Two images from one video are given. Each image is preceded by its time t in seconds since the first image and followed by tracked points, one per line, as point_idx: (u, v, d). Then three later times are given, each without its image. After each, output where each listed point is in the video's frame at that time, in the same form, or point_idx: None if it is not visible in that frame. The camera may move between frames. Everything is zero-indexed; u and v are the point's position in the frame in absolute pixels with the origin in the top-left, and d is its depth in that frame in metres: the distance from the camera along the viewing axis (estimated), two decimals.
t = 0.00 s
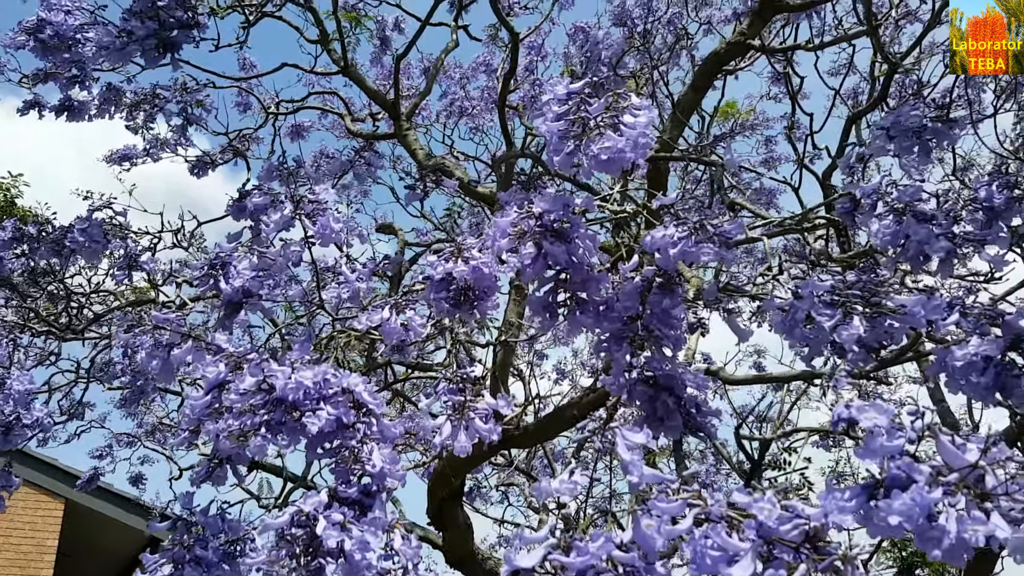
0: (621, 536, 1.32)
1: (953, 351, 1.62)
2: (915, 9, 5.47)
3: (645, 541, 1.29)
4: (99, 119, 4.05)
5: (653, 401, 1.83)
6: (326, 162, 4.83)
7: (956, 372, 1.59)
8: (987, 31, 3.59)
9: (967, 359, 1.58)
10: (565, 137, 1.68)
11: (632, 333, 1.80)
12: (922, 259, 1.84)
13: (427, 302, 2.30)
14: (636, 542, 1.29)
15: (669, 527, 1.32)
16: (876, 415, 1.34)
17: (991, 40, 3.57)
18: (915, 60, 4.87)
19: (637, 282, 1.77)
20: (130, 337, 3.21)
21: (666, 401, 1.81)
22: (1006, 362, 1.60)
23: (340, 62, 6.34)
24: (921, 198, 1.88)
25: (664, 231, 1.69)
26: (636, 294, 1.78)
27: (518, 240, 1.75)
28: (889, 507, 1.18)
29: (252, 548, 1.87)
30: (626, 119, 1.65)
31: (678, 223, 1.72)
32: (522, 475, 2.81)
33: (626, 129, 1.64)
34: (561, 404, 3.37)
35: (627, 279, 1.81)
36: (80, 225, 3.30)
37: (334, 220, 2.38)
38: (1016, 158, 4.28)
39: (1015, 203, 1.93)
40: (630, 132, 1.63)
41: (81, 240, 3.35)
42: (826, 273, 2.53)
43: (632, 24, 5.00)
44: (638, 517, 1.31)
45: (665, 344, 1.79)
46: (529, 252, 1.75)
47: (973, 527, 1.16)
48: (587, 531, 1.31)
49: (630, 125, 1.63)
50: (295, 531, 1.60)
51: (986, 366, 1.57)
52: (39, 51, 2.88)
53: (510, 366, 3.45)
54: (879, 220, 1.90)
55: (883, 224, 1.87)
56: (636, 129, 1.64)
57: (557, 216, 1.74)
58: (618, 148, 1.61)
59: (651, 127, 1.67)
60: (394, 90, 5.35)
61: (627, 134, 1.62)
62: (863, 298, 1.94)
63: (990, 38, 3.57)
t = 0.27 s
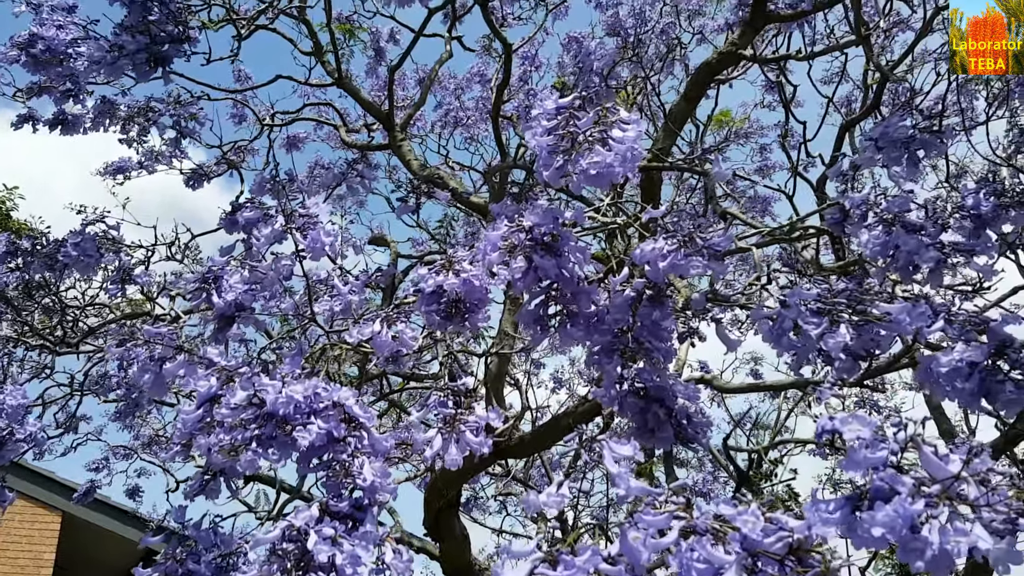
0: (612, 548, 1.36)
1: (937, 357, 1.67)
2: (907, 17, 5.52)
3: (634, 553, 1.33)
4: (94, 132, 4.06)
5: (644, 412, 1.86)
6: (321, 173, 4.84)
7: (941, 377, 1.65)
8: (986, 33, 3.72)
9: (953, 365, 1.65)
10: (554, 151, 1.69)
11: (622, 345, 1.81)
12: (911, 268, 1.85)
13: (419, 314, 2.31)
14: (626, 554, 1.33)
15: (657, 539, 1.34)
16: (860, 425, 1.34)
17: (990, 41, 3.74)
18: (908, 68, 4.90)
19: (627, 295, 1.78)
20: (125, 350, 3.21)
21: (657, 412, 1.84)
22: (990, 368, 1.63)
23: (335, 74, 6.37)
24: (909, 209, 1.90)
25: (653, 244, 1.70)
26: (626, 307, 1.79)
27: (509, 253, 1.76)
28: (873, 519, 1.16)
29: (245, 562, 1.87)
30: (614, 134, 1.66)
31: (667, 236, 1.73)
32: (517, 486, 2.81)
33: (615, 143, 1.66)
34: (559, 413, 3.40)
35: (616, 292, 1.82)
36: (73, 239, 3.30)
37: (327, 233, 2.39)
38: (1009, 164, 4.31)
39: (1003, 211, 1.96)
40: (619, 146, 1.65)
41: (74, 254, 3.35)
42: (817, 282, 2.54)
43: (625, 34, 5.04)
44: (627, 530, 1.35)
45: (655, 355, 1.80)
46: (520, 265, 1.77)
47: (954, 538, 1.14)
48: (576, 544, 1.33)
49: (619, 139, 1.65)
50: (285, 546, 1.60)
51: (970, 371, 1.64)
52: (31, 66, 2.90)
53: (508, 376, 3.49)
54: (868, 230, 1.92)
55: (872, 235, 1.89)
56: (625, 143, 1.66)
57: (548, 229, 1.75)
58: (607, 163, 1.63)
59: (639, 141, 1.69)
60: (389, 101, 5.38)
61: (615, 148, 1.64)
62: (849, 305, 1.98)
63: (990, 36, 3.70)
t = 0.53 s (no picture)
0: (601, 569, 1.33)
1: (929, 370, 1.70)
2: (899, 29, 5.58)
3: (623, 572, 1.31)
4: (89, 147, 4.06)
5: (636, 427, 1.86)
6: (316, 186, 4.86)
7: (933, 390, 1.67)
8: (984, 34, 4.19)
9: (943, 378, 1.66)
10: (544, 168, 1.70)
11: (614, 361, 1.81)
12: (902, 284, 1.86)
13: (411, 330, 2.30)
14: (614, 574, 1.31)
15: (646, 557, 1.32)
16: (849, 444, 1.37)
17: (989, 42, 4.20)
18: (900, 79, 4.95)
19: (619, 311, 1.78)
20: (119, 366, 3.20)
21: (650, 427, 1.85)
22: (981, 381, 1.69)
23: (330, 88, 6.39)
24: (900, 224, 1.91)
25: (643, 260, 1.71)
26: (618, 323, 1.79)
27: (500, 270, 1.76)
28: (862, 536, 1.15)
29: None
30: (605, 151, 1.67)
31: (658, 252, 1.74)
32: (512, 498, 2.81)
33: (606, 161, 1.66)
34: (555, 424, 3.45)
35: (608, 308, 1.82)
36: (68, 254, 3.29)
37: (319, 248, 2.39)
38: (1001, 174, 4.35)
39: (993, 224, 1.94)
40: (609, 163, 1.66)
41: (67, 270, 3.34)
42: (808, 295, 2.56)
43: (620, 47, 5.08)
44: (617, 549, 1.32)
45: (647, 371, 1.80)
46: (511, 282, 1.76)
47: (942, 556, 1.12)
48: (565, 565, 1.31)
49: (610, 156, 1.66)
50: (277, 566, 1.58)
51: (961, 384, 1.66)
52: (24, 84, 2.89)
53: (503, 389, 3.54)
54: (860, 246, 1.93)
55: (863, 250, 1.90)
56: (616, 160, 1.67)
57: (539, 245, 1.76)
58: (597, 180, 1.64)
59: (630, 158, 1.70)
60: (385, 115, 5.40)
61: (606, 166, 1.65)
62: (840, 317, 1.94)
63: (992, 36, 4.24)
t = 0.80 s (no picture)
0: None
1: (924, 390, 1.69)
2: (892, 45, 5.61)
3: None
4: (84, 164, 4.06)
5: (629, 446, 1.84)
6: (312, 202, 4.86)
7: (926, 410, 1.67)
8: (986, 28, 3.72)
9: (937, 397, 1.66)
10: (535, 186, 1.70)
11: (607, 378, 1.80)
12: (896, 300, 1.86)
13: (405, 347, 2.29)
14: None
15: None
16: (841, 464, 1.36)
17: (989, 40, 3.80)
18: (893, 94, 4.97)
19: (611, 328, 1.77)
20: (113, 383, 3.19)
21: (643, 445, 1.82)
22: (974, 401, 1.69)
23: (326, 104, 6.42)
24: (893, 239, 1.91)
25: (635, 277, 1.70)
26: (611, 340, 1.78)
27: (492, 287, 1.76)
28: (853, 557, 1.14)
29: None
30: (597, 168, 1.67)
31: (649, 268, 1.73)
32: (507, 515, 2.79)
33: (597, 178, 1.66)
34: (553, 438, 3.46)
35: (601, 325, 1.81)
36: (62, 272, 3.28)
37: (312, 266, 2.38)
38: (995, 189, 4.36)
39: (985, 240, 1.94)
40: (601, 180, 1.66)
41: (61, 288, 3.32)
42: (801, 311, 2.55)
43: (614, 63, 5.10)
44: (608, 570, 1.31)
45: (639, 389, 1.79)
46: (503, 299, 1.76)
47: None
48: None
49: (601, 173, 1.66)
50: None
51: (955, 406, 1.65)
52: (20, 103, 2.91)
53: (500, 406, 3.55)
54: (853, 262, 1.93)
55: (856, 266, 1.90)
56: (607, 177, 1.66)
57: (532, 262, 1.75)
58: (588, 197, 1.64)
59: (621, 175, 1.70)
60: (381, 130, 5.41)
61: (597, 183, 1.64)
62: (832, 337, 1.92)
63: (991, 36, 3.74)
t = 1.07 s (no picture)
0: None
1: (914, 412, 1.69)
2: (884, 62, 5.67)
3: None
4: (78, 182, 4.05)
5: (621, 466, 1.78)
6: (306, 220, 4.86)
7: (917, 432, 1.66)
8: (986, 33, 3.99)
9: (928, 419, 1.66)
10: (526, 206, 1.70)
11: (598, 399, 1.78)
12: (887, 318, 1.86)
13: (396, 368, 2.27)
14: None
15: None
16: (832, 486, 1.35)
17: (990, 41, 4.10)
18: (886, 111, 5.01)
19: (602, 349, 1.76)
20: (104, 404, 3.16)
21: (635, 465, 1.77)
22: (965, 422, 1.68)
23: (320, 122, 6.44)
24: (883, 258, 1.92)
25: (626, 298, 1.70)
26: (602, 361, 1.77)
27: (484, 307, 1.75)
28: None
29: None
30: (588, 188, 1.67)
31: (640, 289, 1.73)
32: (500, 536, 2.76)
33: (588, 198, 1.66)
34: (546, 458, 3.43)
35: (591, 346, 1.80)
36: (54, 291, 3.26)
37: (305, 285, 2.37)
38: (988, 204, 4.40)
39: (977, 258, 1.92)
40: (592, 200, 1.66)
41: (52, 307, 3.30)
42: (793, 330, 2.55)
43: (609, 80, 5.13)
44: None
45: (631, 410, 1.77)
46: (494, 320, 1.75)
47: None
48: None
49: (592, 193, 1.66)
50: None
51: (946, 427, 1.65)
52: (14, 123, 2.90)
53: (492, 428, 3.54)
54: (843, 280, 1.93)
55: (846, 285, 1.90)
56: (598, 198, 1.67)
57: (523, 282, 1.75)
58: (579, 218, 1.64)
59: (612, 195, 1.70)
60: (376, 148, 5.42)
61: (588, 203, 1.65)
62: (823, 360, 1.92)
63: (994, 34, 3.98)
